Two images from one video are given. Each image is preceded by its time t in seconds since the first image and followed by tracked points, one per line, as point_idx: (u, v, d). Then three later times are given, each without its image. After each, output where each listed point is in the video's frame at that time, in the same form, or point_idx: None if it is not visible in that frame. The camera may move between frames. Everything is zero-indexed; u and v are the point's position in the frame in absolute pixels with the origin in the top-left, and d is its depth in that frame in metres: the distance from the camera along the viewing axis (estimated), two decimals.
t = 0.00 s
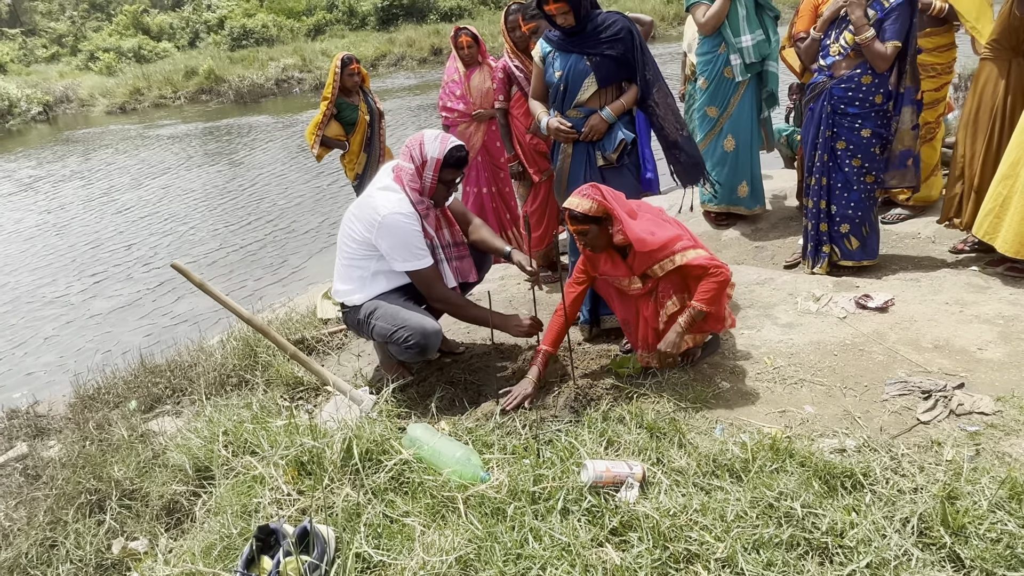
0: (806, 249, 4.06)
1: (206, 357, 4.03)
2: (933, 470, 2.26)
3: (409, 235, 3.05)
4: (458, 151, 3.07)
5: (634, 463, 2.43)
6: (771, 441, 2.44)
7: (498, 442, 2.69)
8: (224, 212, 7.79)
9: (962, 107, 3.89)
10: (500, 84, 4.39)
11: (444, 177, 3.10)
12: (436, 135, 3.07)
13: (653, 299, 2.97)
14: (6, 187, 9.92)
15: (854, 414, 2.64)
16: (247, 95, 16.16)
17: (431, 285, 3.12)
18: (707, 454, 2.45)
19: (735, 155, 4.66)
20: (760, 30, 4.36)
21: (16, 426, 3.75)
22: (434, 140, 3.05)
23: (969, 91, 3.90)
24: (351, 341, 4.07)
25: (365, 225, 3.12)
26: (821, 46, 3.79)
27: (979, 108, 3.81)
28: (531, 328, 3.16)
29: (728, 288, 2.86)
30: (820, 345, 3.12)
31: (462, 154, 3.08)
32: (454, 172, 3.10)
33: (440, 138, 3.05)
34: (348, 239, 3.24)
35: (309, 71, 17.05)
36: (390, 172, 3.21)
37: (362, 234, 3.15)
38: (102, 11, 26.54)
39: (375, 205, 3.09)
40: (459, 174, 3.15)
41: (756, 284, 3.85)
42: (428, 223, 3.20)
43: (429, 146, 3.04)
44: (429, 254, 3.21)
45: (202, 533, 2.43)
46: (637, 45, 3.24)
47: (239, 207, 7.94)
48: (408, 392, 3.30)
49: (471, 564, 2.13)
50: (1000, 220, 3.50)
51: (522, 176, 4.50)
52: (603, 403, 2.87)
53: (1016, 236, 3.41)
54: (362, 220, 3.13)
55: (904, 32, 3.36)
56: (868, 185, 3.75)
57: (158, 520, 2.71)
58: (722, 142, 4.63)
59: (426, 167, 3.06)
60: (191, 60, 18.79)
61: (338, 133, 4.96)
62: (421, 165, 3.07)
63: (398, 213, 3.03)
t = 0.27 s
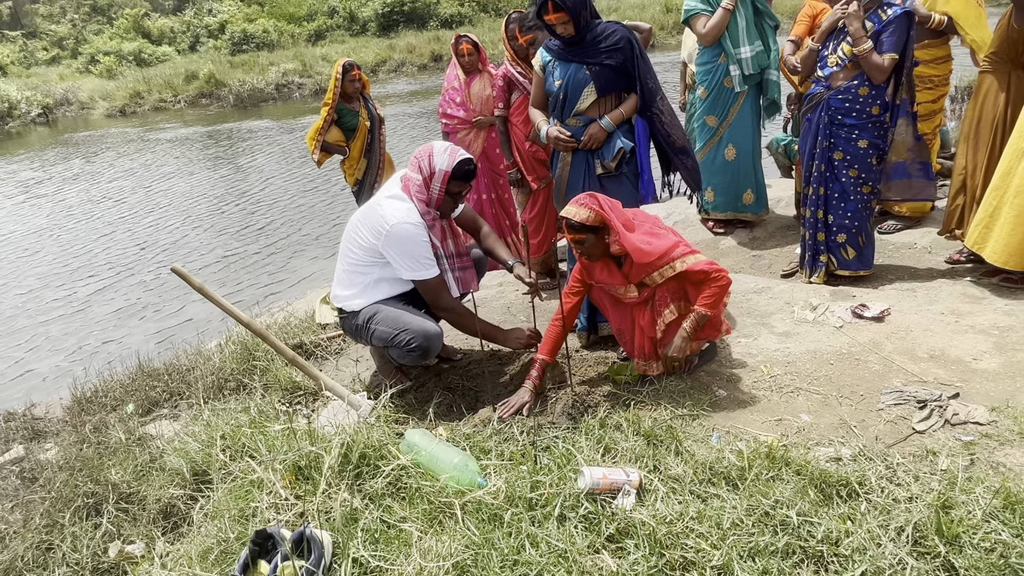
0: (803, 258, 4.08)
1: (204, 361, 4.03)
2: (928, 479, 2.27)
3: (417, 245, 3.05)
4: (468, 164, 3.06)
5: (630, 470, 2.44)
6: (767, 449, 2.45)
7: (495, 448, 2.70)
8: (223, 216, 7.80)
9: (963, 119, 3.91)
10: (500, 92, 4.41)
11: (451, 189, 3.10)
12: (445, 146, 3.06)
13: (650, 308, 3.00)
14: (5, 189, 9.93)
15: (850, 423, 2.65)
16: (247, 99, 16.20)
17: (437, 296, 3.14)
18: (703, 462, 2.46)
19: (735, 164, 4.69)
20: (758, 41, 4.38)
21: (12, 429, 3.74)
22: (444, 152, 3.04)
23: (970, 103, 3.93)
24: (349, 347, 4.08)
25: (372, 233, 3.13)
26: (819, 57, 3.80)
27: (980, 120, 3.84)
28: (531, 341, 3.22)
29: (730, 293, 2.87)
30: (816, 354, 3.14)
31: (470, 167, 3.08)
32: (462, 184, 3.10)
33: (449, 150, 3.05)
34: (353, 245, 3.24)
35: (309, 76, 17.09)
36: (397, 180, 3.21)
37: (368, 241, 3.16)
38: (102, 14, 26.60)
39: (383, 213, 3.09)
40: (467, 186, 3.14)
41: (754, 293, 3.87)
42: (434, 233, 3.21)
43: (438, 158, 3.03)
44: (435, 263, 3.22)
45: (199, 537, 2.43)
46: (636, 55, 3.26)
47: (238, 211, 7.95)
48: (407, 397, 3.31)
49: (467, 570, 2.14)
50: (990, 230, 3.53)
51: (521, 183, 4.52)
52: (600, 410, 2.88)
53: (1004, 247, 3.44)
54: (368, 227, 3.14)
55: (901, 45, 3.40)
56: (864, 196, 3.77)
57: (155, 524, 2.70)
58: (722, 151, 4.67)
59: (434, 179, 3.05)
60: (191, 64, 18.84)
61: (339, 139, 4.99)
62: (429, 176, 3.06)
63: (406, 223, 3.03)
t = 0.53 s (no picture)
0: (796, 268, 4.11)
1: (198, 365, 4.03)
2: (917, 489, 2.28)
3: (408, 246, 3.07)
4: (456, 164, 3.08)
5: (622, 478, 2.45)
6: (758, 458, 2.46)
7: (488, 456, 2.71)
8: (219, 221, 7.81)
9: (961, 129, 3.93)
10: (497, 101, 4.44)
11: (441, 190, 3.11)
12: (433, 148, 3.10)
13: (642, 316, 3.00)
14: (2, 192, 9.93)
15: (841, 433, 2.67)
16: (246, 104, 16.25)
17: (430, 299, 3.16)
18: (695, 471, 2.47)
19: (732, 173, 4.73)
20: (754, 52, 4.43)
21: (5, 433, 3.74)
22: (431, 153, 3.07)
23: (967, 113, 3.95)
24: (343, 352, 4.09)
25: (364, 237, 3.15)
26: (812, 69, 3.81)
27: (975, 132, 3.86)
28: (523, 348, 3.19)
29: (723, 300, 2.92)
30: (808, 364, 3.16)
31: (458, 167, 3.10)
32: (452, 184, 3.11)
33: (437, 151, 3.08)
34: (346, 250, 3.26)
35: (308, 82, 17.13)
36: (389, 185, 3.23)
37: (361, 246, 3.18)
38: (102, 18, 26.67)
39: (375, 217, 3.11)
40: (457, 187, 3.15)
41: (747, 302, 3.89)
42: (426, 236, 3.20)
43: (427, 159, 3.06)
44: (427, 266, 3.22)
45: (191, 542, 2.43)
46: (631, 65, 3.29)
47: (235, 216, 7.96)
48: (400, 404, 3.32)
49: None
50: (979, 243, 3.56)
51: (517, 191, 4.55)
52: (593, 418, 2.89)
53: (992, 259, 3.47)
54: (361, 232, 3.16)
55: (893, 58, 3.43)
56: (857, 207, 3.80)
57: (147, 529, 2.70)
58: (718, 160, 4.70)
59: (423, 180, 3.07)
60: (190, 68, 18.90)
61: (336, 145, 5.01)
62: (418, 178, 3.09)
63: (396, 225, 3.05)
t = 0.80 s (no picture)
0: (790, 276, 4.11)
1: (192, 370, 4.02)
2: (911, 497, 2.28)
3: (403, 260, 3.05)
4: (457, 179, 3.05)
5: (615, 485, 2.44)
6: (752, 465, 2.46)
7: (481, 462, 2.70)
8: (216, 225, 7.81)
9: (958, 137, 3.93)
10: (493, 107, 4.43)
11: (440, 205, 3.08)
12: (435, 162, 3.05)
13: (634, 324, 3.01)
14: None
15: (834, 441, 2.67)
16: (244, 109, 16.27)
17: (421, 314, 3.12)
18: (688, 478, 2.47)
19: (727, 181, 4.74)
20: (750, 62, 4.47)
21: None
22: (433, 167, 3.03)
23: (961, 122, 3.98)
24: (337, 357, 4.09)
25: (360, 246, 3.14)
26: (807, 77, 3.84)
27: (971, 142, 3.87)
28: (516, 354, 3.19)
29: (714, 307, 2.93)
30: (802, 372, 3.16)
31: (459, 182, 3.07)
32: (451, 200, 3.08)
33: (439, 165, 3.03)
34: (341, 257, 3.26)
35: (307, 87, 17.15)
36: (389, 195, 3.21)
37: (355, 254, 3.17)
38: (101, 22, 26.70)
39: (371, 227, 3.11)
40: (456, 202, 3.12)
41: (741, 310, 3.90)
42: (422, 248, 3.18)
43: (427, 173, 3.03)
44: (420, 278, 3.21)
45: (182, 547, 2.41)
46: (627, 73, 3.30)
47: (231, 220, 7.95)
48: (394, 410, 3.31)
49: None
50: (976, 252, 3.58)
51: (513, 198, 4.55)
52: (587, 424, 2.88)
53: (989, 268, 3.48)
54: (356, 240, 3.16)
55: (886, 66, 3.46)
56: (851, 216, 3.81)
57: (137, 534, 2.69)
58: (714, 168, 4.71)
59: (422, 194, 3.04)
60: (188, 73, 18.92)
61: (333, 150, 5.03)
62: (418, 192, 3.05)
63: (392, 237, 3.03)
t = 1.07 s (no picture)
0: (777, 280, 4.14)
1: (185, 373, 4.00)
2: (904, 504, 2.28)
3: (402, 265, 3.04)
4: (458, 188, 3.04)
5: (609, 490, 2.44)
6: (746, 471, 2.46)
7: (475, 467, 2.69)
8: (210, 229, 7.79)
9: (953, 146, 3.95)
10: (490, 113, 4.41)
11: (441, 212, 3.08)
12: (438, 169, 3.05)
13: (630, 329, 3.00)
14: None
15: (828, 447, 2.67)
16: (240, 113, 16.27)
17: (418, 320, 3.13)
18: (682, 483, 2.47)
19: (722, 188, 4.75)
20: (745, 70, 4.48)
21: None
22: (435, 174, 3.03)
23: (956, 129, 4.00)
24: (332, 362, 4.08)
25: (359, 250, 3.14)
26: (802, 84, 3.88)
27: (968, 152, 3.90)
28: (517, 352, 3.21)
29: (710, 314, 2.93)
30: (796, 377, 3.17)
31: (461, 191, 3.06)
32: (453, 208, 3.08)
33: (442, 173, 3.03)
34: (340, 260, 3.25)
35: (304, 92, 17.16)
36: (391, 201, 3.20)
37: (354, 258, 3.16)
38: (98, 25, 26.72)
39: (371, 231, 3.10)
40: (457, 210, 3.12)
41: (736, 316, 3.91)
42: (421, 255, 3.17)
43: (429, 180, 3.02)
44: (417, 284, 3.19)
45: (172, 552, 2.40)
46: (623, 79, 3.31)
47: (226, 224, 7.94)
48: (388, 414, 3.30)
49: None
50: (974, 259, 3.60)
51: (510, 204, 4.52)
52: (581, 429, 2.88)
53: (986, 275, 3.50)
54: (356, 244, 3.15)
55: (868, 72, 3.44)
56: (838, 223, 3.80)
57: (128, 538, 2.67)
58: (710, 175, 4.73)
59: (424, 201, 3.04)
60: (185, 77, 18.91)
61: (329, 155, 4.99)
62: (419, 198, 3.05)
63: (392, 243, 3.03)
